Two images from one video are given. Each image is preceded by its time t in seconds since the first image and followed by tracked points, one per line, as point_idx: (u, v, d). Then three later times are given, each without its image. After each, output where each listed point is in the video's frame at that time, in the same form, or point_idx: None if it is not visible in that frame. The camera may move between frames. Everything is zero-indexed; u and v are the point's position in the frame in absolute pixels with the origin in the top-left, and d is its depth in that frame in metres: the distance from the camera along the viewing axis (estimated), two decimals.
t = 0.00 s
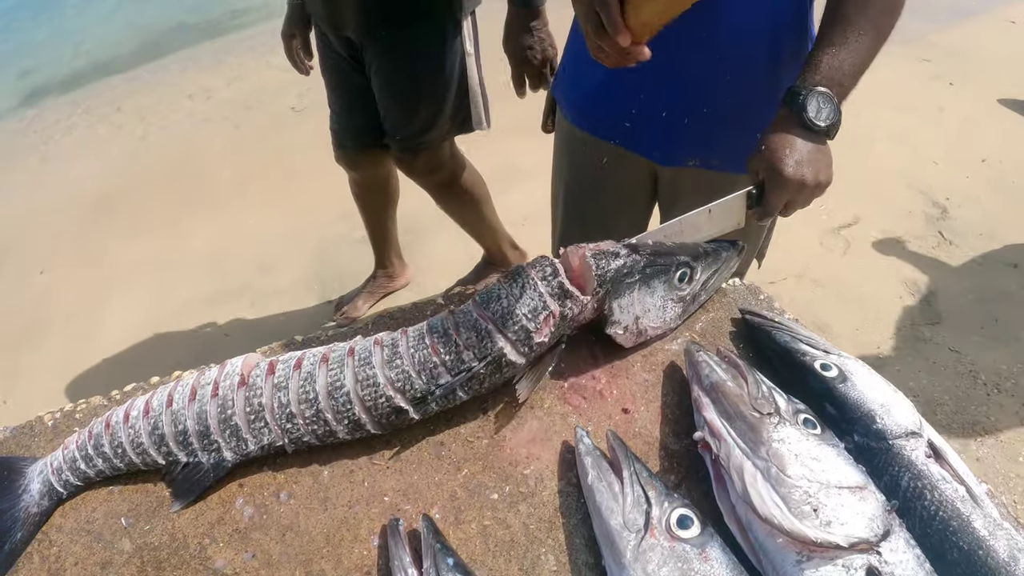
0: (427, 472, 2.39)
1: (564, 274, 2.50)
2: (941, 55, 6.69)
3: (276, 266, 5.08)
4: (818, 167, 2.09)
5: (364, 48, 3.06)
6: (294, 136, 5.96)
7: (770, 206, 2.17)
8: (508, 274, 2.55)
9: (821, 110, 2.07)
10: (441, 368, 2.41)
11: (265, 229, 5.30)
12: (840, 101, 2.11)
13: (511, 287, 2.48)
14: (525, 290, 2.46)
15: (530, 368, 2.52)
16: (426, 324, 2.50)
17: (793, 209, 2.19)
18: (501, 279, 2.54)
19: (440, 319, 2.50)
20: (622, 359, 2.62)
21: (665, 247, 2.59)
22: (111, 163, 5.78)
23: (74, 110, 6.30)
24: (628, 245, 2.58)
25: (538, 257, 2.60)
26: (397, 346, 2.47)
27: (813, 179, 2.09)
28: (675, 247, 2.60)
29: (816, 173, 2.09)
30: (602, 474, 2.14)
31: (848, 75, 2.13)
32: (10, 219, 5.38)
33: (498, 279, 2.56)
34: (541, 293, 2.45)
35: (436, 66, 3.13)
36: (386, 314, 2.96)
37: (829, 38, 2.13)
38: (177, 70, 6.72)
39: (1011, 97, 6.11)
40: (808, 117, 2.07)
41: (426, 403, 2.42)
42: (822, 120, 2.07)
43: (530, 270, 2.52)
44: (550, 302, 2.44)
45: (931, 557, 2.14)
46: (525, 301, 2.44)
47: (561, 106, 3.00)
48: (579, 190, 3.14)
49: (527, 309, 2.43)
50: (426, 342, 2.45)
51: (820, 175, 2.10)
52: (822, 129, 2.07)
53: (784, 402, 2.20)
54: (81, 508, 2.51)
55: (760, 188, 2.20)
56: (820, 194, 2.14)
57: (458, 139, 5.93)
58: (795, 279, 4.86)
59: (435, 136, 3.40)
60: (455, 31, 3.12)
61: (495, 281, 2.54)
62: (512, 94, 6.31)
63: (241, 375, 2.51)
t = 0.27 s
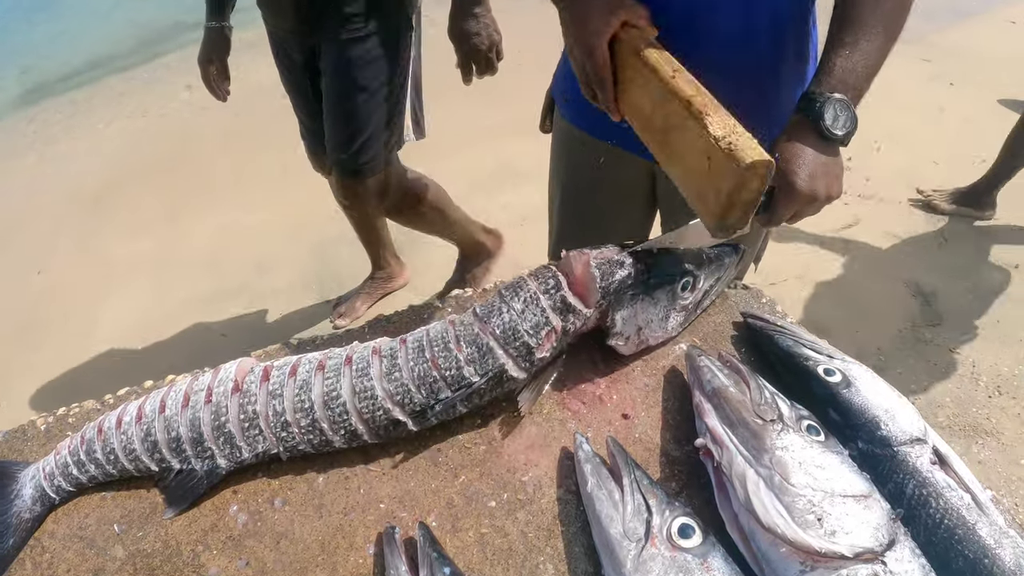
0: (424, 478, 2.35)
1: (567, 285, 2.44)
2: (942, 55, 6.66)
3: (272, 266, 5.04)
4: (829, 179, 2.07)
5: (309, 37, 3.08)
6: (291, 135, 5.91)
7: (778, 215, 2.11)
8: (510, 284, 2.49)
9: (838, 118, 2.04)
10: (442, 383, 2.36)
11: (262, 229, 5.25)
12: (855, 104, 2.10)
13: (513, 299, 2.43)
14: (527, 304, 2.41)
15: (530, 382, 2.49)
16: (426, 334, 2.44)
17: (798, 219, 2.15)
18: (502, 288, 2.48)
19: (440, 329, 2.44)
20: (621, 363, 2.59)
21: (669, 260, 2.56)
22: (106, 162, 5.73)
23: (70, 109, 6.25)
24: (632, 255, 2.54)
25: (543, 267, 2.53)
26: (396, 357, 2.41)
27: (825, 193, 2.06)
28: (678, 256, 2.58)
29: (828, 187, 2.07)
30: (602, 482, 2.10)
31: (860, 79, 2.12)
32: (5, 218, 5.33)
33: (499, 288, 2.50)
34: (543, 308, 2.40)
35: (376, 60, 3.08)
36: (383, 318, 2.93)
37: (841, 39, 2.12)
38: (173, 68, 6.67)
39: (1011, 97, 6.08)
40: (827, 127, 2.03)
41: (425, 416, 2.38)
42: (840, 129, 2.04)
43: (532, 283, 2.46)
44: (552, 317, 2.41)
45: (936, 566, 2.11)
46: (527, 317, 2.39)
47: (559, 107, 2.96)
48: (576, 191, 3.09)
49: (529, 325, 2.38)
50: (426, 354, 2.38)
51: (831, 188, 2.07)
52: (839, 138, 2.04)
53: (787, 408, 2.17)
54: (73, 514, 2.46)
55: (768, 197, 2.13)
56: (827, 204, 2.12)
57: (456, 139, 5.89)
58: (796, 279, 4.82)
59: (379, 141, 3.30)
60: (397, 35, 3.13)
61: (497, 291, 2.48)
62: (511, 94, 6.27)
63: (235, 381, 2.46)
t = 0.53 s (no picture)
0: (425, 479, 2.34)
1: (575, 292, 2.43)
2: (942, 54, 6.64)
3: (271, 265, 5.02)
4: (840, 181, 2.10)
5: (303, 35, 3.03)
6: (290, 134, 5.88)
7: (786, 216, 2.20)
8: (516, 291, 2.46)
9: (853, 120, 2.03)
10: (447, 391, 2.34)
11: (261, 228, 5.24)
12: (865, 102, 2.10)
13: (520, 308, 2.40)
14: (534, 314, 2.39)
15: (536, 388, 2.45)
16: (431, 339, 2.42)
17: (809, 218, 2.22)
18: (509, 294, 2.46)
19: (445, 334, 2.42)
20: (624, 362, 2.57)
21: (676, 265, 2.56)
22: (105, 161, 5.71)
23: (68, 107, 6.22)
24: (641, 260, 2.54)
25: (551, 273, 2.50)
26: (399, 360, 2.40)
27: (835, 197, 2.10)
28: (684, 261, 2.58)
29: (838, 189, 2.10)
30: (604, 483, 2.09)
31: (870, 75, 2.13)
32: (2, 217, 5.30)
33: (505, 293, 2.48)
34: (551, 317, 2.39)
35: (378, 51, 3.09)
36: (384, 317, 2.91)
37: (851, 34, 2.09)
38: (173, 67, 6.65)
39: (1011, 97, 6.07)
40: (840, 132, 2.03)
41: (428, 421, 2.37)
42: (854, 132, 2.03)
43: (540, 291, 2.44)
44: (559, 327, 2.40)
45: (941, 567, 2.09)
46: (534, 327, 2.38)
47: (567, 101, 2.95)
48: (582, 188, 3.08)
49: (536, 335, 2.38)
50: (431, 360, 2.37)
51: (841, 190, 2.11)
52: (853, 141, 2.05)
53: (791, 409, 2.15)
54: (70, 514, 2.44)
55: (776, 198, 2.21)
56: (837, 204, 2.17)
57: (456, 138, 5.87)
58: (796, 278, 4.81)
59: (383, 137, 3.27)
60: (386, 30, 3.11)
61: (503, 296, 2.46)
62: (511, 93, 6.26)
63: (234, 380, 2.44)
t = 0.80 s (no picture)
0: (425, 479, 2.32)
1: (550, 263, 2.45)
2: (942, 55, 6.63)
3: (271, 265, 5.00)
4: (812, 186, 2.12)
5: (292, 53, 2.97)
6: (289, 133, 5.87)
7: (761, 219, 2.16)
8: (493, 266, 2.47)
9: (828, 126, 2.10)
10: (437, 366, 2.33)
11: (260, 228, 5.22)
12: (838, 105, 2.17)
13: (497, 277, 2.41)
14: (512, 281, 2.39)
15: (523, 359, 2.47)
16: (416, 323, 2.42)
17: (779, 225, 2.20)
18: (487, 268, 2.47)
19: (429, 315, 2.42)
20: (625, 359, 2.56)
21: (651, 240, 2.53)
22: (104, 160, 5.69)
23: (68, 107, 6.21)
24: (617, 236, 2.53)
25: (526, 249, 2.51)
26: (389, 349, 2.39)
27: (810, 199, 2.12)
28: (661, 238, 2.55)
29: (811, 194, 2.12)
30: (606, 483, 2.07)
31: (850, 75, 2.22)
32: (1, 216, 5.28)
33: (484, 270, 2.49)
34: (528, 283, 2.39)
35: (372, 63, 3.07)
36: (384, 317, 2.90)
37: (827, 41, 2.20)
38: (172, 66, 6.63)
39: (1011, 97, 6.06)
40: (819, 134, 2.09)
41: (423, 404, 2.35)
42: (829, 137, 2.10)
43: (516, 261, 2.44)
44: (538, 293, 2.39)
45: (945, 568, 2.08)
46: (512, 294, 2.37)
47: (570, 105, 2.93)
48: (584, 188, 3.07)
49: (515, 301, 2.37)
50: (419, 341, 2.36)
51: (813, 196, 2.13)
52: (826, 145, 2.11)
53: (794, 408, 2.14)
54: (68, 515, 2.42)
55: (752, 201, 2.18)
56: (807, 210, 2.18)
57: (455, 138, 5.86)
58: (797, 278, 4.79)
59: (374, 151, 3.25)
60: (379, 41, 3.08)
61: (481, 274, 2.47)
62: (511, 93, 6.24)
63: (230, 380, 2.43)
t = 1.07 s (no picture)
0: (424, 478, 2.31)
1: (569, 286, 2.45)
2: (943, 54, 6.62)
3: (270, 264, 4.99)
4: (843, 155, 2.10)
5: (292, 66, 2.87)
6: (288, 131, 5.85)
7: (791, 196, 2.15)
8: (514, 283, 2.48)
9: (855, 93, 2.06)
10: (445, 383, 2.33)
11: (259, 227, 5.21)
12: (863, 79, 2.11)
13: (517, 301, 2.43)
14: (530, 307, 2.41)
15: (532, 381, 2.47)
16: (428, 333, 2.41)
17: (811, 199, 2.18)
18: (507, 287, 2.48)
19: (442, 329, 2.42)
20: (623, 356, 2.56)
21: (668, 253, 2.56)
22: (103, 158, 5.68)
23: (67, 105, 6.19)
24: (632, 250, 2.55)
25: (546, 267, 2.53)
26: (397, 356, 2.38)
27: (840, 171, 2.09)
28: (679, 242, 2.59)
29: (841, 164, 2.09)
30: (605, 483, 2.06)
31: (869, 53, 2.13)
32: None
33: (503, 287, 2.50)
34: (547, 311, 2.41)
35: (374, 77, 2.97)
36: (382, 316, 2.89)
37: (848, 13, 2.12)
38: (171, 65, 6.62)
39: (1011, 97, 6.04)
40: (845, 104, 2.04)
41: (427, 416, 2.35)
42: (857, 106, 2.06)
43: (536, 284, 2.46)
44: (555, 322, 2.41)
45: (945, 568, 2.08)
46: (530, 320, 2.40)
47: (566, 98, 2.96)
48: (581, 183, 3.09)
49: (532, 328, 2.39)
50: (430, 355, 2.36)
51: (843, 167, 2.10)
52: (855, 115, 2.07)
53: (795, 407, 2.13)
54: (65, 514, 2.41)
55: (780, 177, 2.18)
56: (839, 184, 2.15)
57: (454, 136, 5.83)
58: (798, 278, 4.78)
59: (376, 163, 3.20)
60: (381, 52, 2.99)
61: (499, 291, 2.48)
62: (510, 92, 6.23)
63: (230, 381, 2.42)
